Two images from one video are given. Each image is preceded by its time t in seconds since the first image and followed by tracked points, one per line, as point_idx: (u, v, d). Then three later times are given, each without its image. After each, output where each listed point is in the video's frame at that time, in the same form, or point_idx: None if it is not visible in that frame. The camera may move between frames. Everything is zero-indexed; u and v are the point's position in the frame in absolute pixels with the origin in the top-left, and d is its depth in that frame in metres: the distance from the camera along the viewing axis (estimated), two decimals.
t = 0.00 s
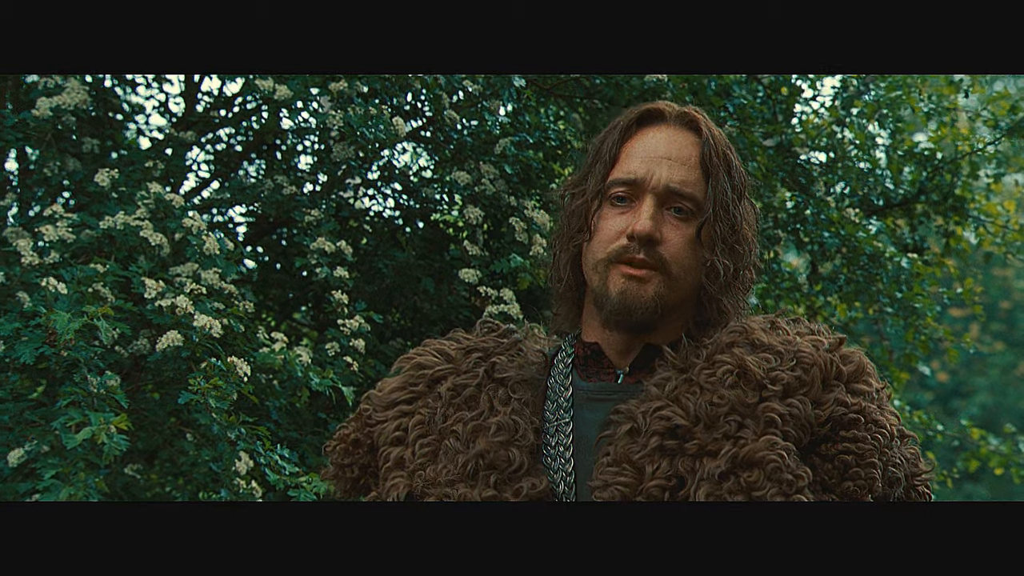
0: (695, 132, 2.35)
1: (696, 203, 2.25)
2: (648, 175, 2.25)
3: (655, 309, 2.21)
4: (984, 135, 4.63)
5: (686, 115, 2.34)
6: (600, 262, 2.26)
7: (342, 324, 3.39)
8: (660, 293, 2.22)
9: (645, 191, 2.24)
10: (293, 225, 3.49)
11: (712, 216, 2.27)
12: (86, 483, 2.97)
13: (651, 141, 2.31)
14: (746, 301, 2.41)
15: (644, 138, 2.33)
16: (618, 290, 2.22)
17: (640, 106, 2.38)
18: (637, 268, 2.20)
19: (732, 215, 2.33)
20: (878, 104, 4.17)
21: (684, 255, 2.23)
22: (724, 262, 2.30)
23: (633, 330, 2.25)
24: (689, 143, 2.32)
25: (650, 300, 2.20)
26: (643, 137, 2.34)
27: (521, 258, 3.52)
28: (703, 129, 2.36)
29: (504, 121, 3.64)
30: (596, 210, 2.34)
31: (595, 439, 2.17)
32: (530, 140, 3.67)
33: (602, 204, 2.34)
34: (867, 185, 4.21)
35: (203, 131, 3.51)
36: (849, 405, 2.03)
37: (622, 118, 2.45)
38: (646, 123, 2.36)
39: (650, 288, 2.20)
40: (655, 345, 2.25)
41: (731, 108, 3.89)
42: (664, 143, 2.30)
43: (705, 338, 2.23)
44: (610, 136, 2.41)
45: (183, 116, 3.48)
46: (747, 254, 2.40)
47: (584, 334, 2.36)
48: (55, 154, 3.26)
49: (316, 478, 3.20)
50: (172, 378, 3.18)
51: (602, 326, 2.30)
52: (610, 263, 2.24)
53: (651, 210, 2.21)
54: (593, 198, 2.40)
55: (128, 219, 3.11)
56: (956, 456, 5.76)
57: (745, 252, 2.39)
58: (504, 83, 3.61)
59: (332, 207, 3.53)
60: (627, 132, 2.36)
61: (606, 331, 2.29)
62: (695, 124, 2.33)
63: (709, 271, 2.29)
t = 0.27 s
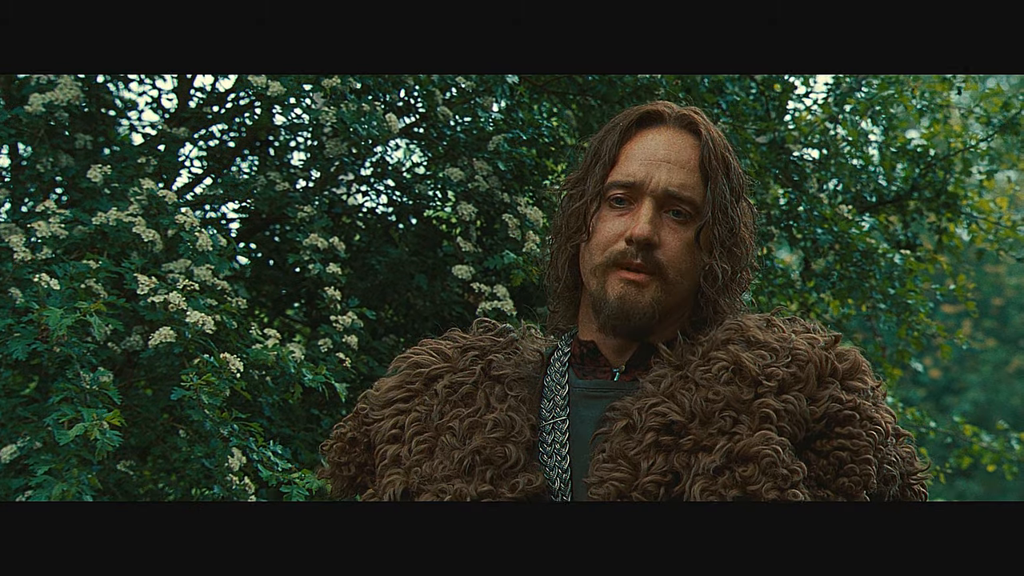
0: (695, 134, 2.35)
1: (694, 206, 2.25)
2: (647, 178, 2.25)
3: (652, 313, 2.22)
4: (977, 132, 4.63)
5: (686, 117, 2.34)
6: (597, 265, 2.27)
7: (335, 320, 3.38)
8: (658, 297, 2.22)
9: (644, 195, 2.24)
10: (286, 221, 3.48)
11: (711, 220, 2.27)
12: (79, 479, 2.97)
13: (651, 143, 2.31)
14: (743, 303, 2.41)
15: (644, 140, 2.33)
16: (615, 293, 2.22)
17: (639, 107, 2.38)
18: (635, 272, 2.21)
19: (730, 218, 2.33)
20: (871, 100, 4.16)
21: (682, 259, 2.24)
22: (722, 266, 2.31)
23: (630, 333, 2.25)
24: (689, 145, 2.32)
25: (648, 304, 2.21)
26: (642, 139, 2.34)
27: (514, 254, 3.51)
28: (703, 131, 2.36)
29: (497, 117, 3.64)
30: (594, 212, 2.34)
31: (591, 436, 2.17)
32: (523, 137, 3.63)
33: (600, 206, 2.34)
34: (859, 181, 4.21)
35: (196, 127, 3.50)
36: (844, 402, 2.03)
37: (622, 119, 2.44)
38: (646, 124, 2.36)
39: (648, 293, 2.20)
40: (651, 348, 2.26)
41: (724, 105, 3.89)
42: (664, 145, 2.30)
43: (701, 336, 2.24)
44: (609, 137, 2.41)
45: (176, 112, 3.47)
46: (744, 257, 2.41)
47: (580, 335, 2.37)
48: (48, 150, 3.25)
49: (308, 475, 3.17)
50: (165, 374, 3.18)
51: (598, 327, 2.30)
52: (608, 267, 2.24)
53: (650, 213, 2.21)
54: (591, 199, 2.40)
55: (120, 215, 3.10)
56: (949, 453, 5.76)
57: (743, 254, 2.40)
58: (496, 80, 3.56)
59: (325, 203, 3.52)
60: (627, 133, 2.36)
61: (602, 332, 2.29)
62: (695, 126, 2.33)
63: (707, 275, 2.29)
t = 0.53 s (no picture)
0: (689, 130, 2.36)
1: (690, 200, 2.26)
2: (644, 171, 2.25)
3: (648, 305, 2.22)
4: (965, 131, 4.64)
5: (681, 113, 2.34)
6: (593, 258, 2.27)
7: (322, 319, 3.38)
8: (654, 290, 2.22)
9: (641, 187, 2.25)
10: (275, 219, 3.46)
11: (706, 214, 2.28)
12: (65, 478, 2.96)
13: (647, 137, 2.32)
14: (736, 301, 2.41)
15: (640, 135, 2.34)
16: (611, 285, 2.22)
17: (635, 103, 2.39)
18: (630, 264, 2.21)
19: (725, 214, 2.34)
20: (858, 98, 4.15)
21: (678, 252, 2.24)
22: (718, 261, 2.31)
23: (625, 326, 2.24)
24: (684, 140, 2.32)
25: (644, 297, 2.21)
26: (638, 134, 2.34)
27: (502, 253, 3.50)
28: (698, 127, 2.36)
29: (485, 116, 3.64)
30: (589, 205, 2.34)
31: (583, 435, 2.16)
32: (511, 136, 3.64)
33: (596, 199, 2.34)
34: (847, 181, 4.22)
35: (184, 125, 3.50)
36: (835, 401, 2.02)
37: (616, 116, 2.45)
38: (640, 120, 2.37)
39: (644, 285, 2.20)
40: (646, 342, 2.25)
41: (712, 104, 3.89)
42: (659, 139, 2.30)
43: (695, 334, 2.23)
44: (604, 133, 2.41)
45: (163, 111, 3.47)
46: (738, 254, 2.41)
47: (574, 331, 2.36)
48: (35, 148, 3.25)
49: (295, 473, 3.17)
50: (152, 373, 3.17)
51: (593, 323, 2.30)
52: (604, 259, 2.23)
53: (645, 205, 2.22)
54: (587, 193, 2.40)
55: (108, 214, 3.10)
56: (936, 451, 5.77)
57: (737, 251, 2.40)
58: (483, 79, 3.55)
59: (313, 201, 3.51)
60: (622, 128, 2.36)
61: (597, 328, 2.29)
62: (691, 122, 2.34)
63: (702, 269, 2.29)
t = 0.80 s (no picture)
0: (680, 138, 2.37)
1: (681, 208, 2.26)
2: (635, 180, 2.26)
3: (640, 316, 2.22)
4: (950, 133, 4.65)
5: (671, 121, 2.35)
6: (584, 268, 2.27)
7: (310, 320, 3.37)
8: (646, 300, 2.23)
9: (632, 197, 2.25)
10: (261, 221, 3.45)
11: (697, 222, 2.28)
12: (50, 480, 2.97)
13: (637, 145, 2.32)
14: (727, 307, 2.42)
15: (630, 142, 2.34)
16: (602, 298, 2.23)
17: (625, 110, 2.39)
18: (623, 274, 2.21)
19: (715, 221, 2.34)
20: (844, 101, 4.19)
21: (669, 262, 2.24)
22: (709, 268, 2.31)
23: (616, 339, 2.25)
24: (675, 148, 2.33)
25: (636, 309, 2.21)
26: (628, 142, 2.34)
27: (489, 255, 3.50)
28: (689, 135, 2.37)
29: (472, 117, 3.64)
30: (579, 215, 2.35)
31: (569, 438, 2.17)
32: (498, 137, 3.64)
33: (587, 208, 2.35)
34: (834, 182, 4.23)
35: (171, 127, 3.49)
36: (821, 404, 2.02)
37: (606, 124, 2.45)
38: (631, 128, 2.37)
39: (636, 298, 2.21)
40: (636, 350, 2.26)
41: (698, 106, 3.90)
42: (650, 147, 2.31)
43: (681, 339, 2.24)
44: (594, 140, 2.41)
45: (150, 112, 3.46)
46: (729, 261, 2.42)
47: (563, 338, 2.37)
48: (20, 150, 3.25)
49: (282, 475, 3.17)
50: (138, 375, 3.17)
51: (582, 331, 2.31)
52: (596, 271, 2.24)
53: (638, 215, 2.22)
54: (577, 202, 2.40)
55: (94, 215, 3.09)
56: (923, 453, 5.78)
57: (728, 258, 2.41)
58: (470, 81, 3.57)
59: (300, 203, 3.51)
60: (613, 136, 2.36)
61: (586, 338, 2.29)
62: (681, 130, 2.34)
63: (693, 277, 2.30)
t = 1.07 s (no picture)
0: (671, 134, 2.37)
1: (675, 204, 2.27)
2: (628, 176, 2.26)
3: (635, 311, 2.23)
4: (943, 133, 4.65)
5: (663, 117, 2.36)
6: (580, 265, 2.27)
7: (303, 320, 3.38)
8: (640, 295, 2.23)
9: (625, 192, 2.25)
10: (255, 221, 3.46)
11: (690, 218, 2.29)
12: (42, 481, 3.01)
13: (630, 141, 2.32)
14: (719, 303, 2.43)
15: (623, 138, 2.34)
16: (598, 294, 2.22)
17: (617, 106, 2.39)
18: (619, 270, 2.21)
19: (708, 217, 2.35)
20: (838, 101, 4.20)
21: (663, 257, 2.25)
22: (702, 264, 2.32)
23: (611, 334, 2.25)
24: (667, 144, 2.34)
25: (631, 305, 2.21)
26: (621, 138, 2.34)
27: (482, 255, 3.51)
28: (679, 131, 2.38)
29: (465, 118, 3.65)
30: (573, 212, 2.36)
31: (562, 435, 2.17)
32: (491, 137, 3.67)
33: (581, 204, 2.34)
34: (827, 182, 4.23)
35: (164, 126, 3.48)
36: (816, 402, 2.03)
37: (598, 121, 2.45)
38: (623, 125, 2.37)
39: (632, 293, 2.21)
40: (631, 345, 2.26)
41: (692, 106, 3.90)
42: (643, 143, 2.31)
43: (677, 336, 2.24)
44: (586, 138, 2.41)
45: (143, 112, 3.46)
46: (722, 257, 2.43)
47: (558, 335, 2.37)
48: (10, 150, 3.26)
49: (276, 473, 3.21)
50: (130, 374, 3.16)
51: (577, 328, 2.31)
52: (591, 267, 2.24)
53: (633, 210, 2.22)
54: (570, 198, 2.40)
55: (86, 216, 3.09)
56: (914, 452, 5.79)
57: (720, 254, 2.42)
58: (465, 80, 3.61)
59: (293, 203, 3.51)
60: (605, 133, 2.37)
61: (581, 335, 2.30)
62: (673, 125, 2.35)
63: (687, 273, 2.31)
